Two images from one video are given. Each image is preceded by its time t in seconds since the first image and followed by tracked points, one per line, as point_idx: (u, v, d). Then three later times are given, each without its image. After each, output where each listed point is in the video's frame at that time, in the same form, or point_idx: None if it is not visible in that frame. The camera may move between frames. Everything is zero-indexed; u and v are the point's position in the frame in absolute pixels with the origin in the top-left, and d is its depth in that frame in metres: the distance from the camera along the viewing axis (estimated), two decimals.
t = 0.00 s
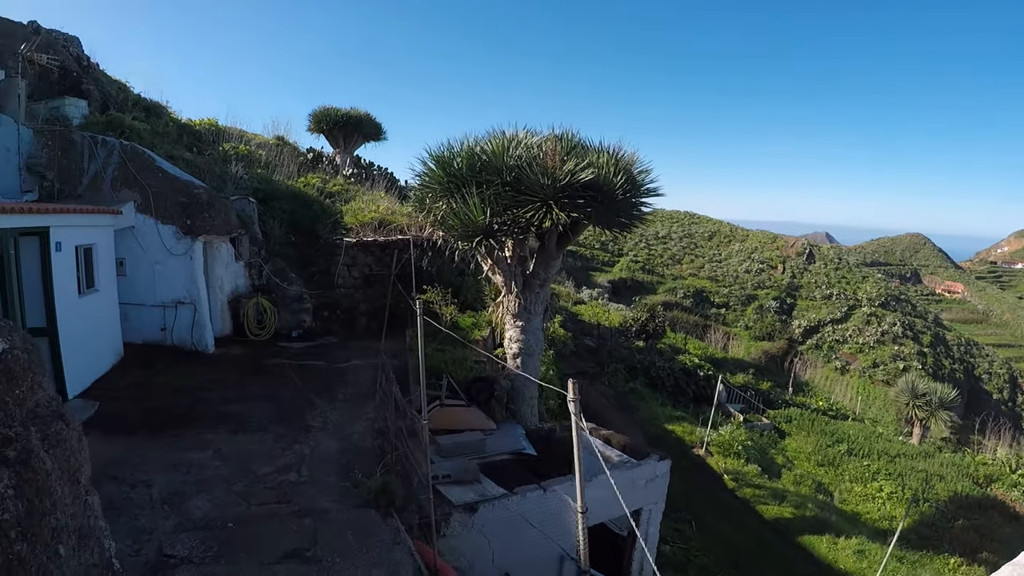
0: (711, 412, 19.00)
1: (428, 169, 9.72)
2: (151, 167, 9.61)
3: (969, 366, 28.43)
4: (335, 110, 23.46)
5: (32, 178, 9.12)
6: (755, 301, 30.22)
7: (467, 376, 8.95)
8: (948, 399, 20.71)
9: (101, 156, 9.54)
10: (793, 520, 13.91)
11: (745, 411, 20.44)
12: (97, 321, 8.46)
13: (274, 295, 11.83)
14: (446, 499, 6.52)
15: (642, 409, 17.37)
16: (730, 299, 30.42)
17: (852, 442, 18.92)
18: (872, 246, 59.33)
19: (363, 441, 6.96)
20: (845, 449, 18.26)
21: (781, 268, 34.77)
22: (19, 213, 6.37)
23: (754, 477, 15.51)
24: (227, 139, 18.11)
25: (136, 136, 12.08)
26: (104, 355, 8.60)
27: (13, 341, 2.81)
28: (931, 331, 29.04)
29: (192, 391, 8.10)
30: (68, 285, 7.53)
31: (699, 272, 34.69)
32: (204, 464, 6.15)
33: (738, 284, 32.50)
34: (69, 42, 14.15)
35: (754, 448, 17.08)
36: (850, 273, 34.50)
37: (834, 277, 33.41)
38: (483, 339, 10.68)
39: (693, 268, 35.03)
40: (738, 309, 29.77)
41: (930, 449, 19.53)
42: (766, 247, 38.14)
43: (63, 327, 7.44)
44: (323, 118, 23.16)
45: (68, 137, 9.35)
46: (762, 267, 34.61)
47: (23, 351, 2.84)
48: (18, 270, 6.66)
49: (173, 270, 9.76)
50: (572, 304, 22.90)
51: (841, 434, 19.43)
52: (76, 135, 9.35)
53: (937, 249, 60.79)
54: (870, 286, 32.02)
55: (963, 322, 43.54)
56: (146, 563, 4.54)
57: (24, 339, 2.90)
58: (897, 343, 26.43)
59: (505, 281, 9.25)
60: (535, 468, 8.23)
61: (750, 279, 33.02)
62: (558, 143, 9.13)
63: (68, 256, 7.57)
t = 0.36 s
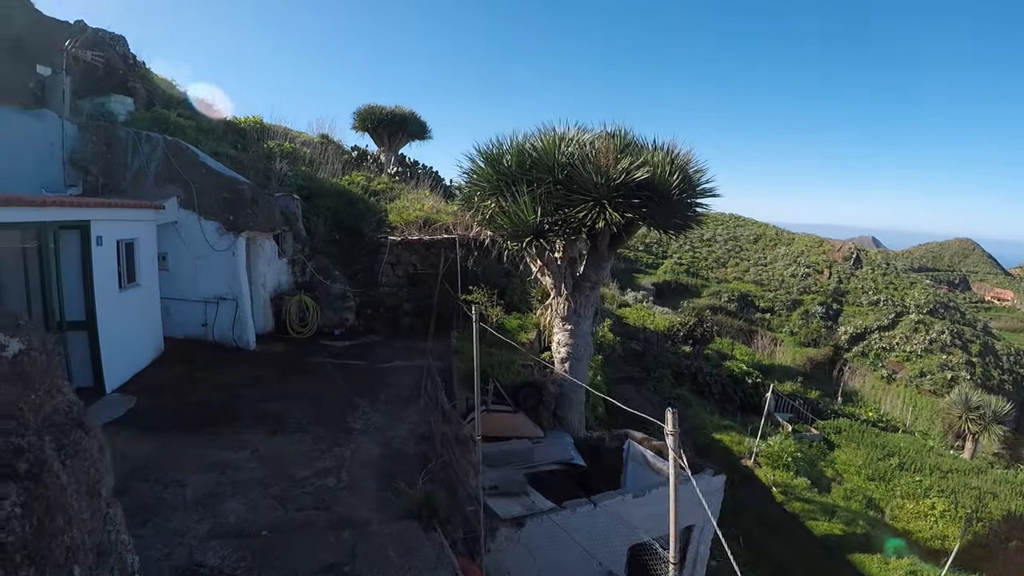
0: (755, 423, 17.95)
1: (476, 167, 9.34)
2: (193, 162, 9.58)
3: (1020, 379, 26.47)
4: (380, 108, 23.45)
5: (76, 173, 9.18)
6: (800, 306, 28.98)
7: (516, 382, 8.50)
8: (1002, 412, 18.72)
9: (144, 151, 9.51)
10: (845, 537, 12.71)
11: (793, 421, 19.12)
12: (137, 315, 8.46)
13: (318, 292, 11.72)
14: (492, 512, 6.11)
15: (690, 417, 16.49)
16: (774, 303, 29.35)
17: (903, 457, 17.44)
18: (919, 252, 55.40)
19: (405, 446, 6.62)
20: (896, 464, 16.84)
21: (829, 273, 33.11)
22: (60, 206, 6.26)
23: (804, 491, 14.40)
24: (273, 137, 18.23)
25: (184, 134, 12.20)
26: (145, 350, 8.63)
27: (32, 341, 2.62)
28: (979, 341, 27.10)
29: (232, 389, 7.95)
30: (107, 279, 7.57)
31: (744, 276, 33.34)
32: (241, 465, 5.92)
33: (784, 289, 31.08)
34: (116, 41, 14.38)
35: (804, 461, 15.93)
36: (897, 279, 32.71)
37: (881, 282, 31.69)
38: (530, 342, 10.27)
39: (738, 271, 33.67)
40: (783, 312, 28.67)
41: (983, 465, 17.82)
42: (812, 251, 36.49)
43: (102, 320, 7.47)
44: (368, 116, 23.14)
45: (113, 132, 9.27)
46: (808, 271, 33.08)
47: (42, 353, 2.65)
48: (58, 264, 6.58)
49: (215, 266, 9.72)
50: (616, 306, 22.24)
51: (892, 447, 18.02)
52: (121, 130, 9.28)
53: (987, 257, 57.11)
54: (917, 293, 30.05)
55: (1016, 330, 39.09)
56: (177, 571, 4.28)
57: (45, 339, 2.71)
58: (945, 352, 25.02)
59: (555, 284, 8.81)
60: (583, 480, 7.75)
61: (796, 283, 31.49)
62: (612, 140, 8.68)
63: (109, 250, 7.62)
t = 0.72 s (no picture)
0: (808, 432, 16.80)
1: (531, 165, 8.90)
2: (238, 161, 9.37)
3: None
4: (429, 108, 23.32)
5: (122, 172, 9.27)
6: (850, 312, 27.48)
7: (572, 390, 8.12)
8: None
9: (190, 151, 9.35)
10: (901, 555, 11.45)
11: (847, 430, 17.54)
12: (182, 316, 8.36)
13: (366, 293, 11.52)
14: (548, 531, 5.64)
15: (744, 425, 15.57)
16: (824, 307, 27.89)
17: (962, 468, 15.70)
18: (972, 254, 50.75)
19: (455, 456, 6.23)
20: (955, 476, 15.22)
21: (881, 278, 31.36)
22: (99, 205, 6.09)
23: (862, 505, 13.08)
24: (321, 138, 18.24)
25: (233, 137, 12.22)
26: (190, 351, 8.54)
27: (51, 354, 2.46)
28: None
29: (276, 392, 7.74)
30: (151, 280, 7.49)
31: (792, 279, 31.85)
32: (286, 473, 5.64)
33: (833, 293, 29.52)
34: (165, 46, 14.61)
35: (860, 472, 14.52)
36: (948, 284, 30.80)
37: (934, 287, 29.86)
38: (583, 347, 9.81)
39: (787, 275, 32.23)
40: (833, 317, 27.24)
41: None
42: (863, 254, 34.70)
43: (145, 320, 7.38)
44: (417, 117, 23.04)
45: (159, 132, 9.15)
46: (860, 276, 31.42)
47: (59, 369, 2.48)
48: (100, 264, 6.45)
49: (263, 265, 9.61)
50: (666, 309, 21.52)
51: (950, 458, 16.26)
52: (167, 130, 9.14)
53: None
54: (969, 298, 28.00)
55: None
56: None
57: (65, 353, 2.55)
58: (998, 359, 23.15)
59: (611, 287, 8.35)
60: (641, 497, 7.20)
61: (847, 288, 29.88)
62: (673, 138, 8.16)
63: (153, 250, 7.55)
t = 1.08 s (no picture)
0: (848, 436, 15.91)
1: (569, 162, 8.42)
2: (270, 158, 9.25)
3: None
4: (464, 106, 23.08)
5: (153, 170, 9.29)
6: (886, 313, 26.28)
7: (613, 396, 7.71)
8: None
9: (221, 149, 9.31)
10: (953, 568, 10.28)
11: (889, 435, 16.38)
12: (211, 316, 8.23)
13: (400, 294, 11.32)
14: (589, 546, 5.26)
15: (785, 429, 14.86)
16: (862, 309, 26.61)
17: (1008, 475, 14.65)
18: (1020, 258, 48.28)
19: (490, 464, 5.90)
20: (1000, 484, 14.23)
21: (917, 278, 30.10)
22: (124, 201, 5.91)
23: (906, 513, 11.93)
24: (355, 137, 18.15)
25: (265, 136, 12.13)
26: (219, 350, 8.39)
27: (36, 360, 2.61)
28: None
29: (306, 394, 7.53)
30: (179, 278, 7.34)
31: (830, 280, 30.68)
32: (314, 480, 5.38)
33: (871, 294, 28.33)
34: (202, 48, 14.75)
35: (904, 479, 13.29)
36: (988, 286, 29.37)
37: (972, 288, 28.54)
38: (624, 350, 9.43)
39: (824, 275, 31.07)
40: (871, 319, 26.04)
41: None
42: (901, 254, 33.36)
43: (173, 320, 7.22)
44: (452, 115, 22.82)
45: (191, 130, 9.17)
46: (897, 276, 30.14)
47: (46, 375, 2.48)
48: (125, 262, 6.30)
49: (295, 264, 9.41)
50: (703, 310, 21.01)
51: (998, 465, 15.13)
52: (199, 128, 9.16)
53: None
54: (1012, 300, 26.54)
55: None
56: None
57: (50, 356, 2.74)
58: None
59: (653, 288, 7.94)
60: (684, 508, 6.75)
61: (885, 288, 28.70)
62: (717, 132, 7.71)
63: (181, 248, 7.39)
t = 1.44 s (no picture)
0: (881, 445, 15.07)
1: (606, 159, 7.98)
2: (301, 156, 9.15)
3: None
4: (498, 105, 22.86)
5: (182, 168, 9.17)
6: (924, 318, 24.90)
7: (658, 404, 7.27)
8: None
9: (252, 146, 9.27)
10: None
11: (928, 446, 15.09)
12: (240, 315, 8.13)
13: (432, 295, 11.12)
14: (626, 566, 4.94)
15: (823, 438, 14.12)
16: (899, 314, 25.30)
17: None
18: None
19: (523, 474, 5.59)
20: None
21: (956, 283, 28.68)
22: (150, 199, 5.78)
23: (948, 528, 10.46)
24: (387, 136, 18.03)
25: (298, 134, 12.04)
26: (246, 351, 8.28)
27: (17, 372, 2.59)
28: None
29: (334, 397, 7.34)
30: (206, 277, 7.22)
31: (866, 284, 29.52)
32: (339, 487, 5.15)
33: (908, 299, 27.07)
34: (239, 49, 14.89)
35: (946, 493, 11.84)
36: None
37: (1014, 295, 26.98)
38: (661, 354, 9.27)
39: (860, 280, 29.88)
40: (907, 324, 24.69)
41: None
42: (938, 259, 31.88)
43: (200, 320, 7.11)
44: (486, 114, 22.62)
45: (222, 128, 9.17)
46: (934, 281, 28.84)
47: (30, 389, 2.60)
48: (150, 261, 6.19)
49: (325, 264, 9.24)
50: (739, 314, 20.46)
51: None
52: (230, 126, 9.16)
53: None
54: None
55: None
56: None
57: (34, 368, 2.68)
58: None
59: (695, 292, 7.66)
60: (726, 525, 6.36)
61: (922, 293, 27.49)
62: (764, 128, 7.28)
63: (208, 247, 7.26)
